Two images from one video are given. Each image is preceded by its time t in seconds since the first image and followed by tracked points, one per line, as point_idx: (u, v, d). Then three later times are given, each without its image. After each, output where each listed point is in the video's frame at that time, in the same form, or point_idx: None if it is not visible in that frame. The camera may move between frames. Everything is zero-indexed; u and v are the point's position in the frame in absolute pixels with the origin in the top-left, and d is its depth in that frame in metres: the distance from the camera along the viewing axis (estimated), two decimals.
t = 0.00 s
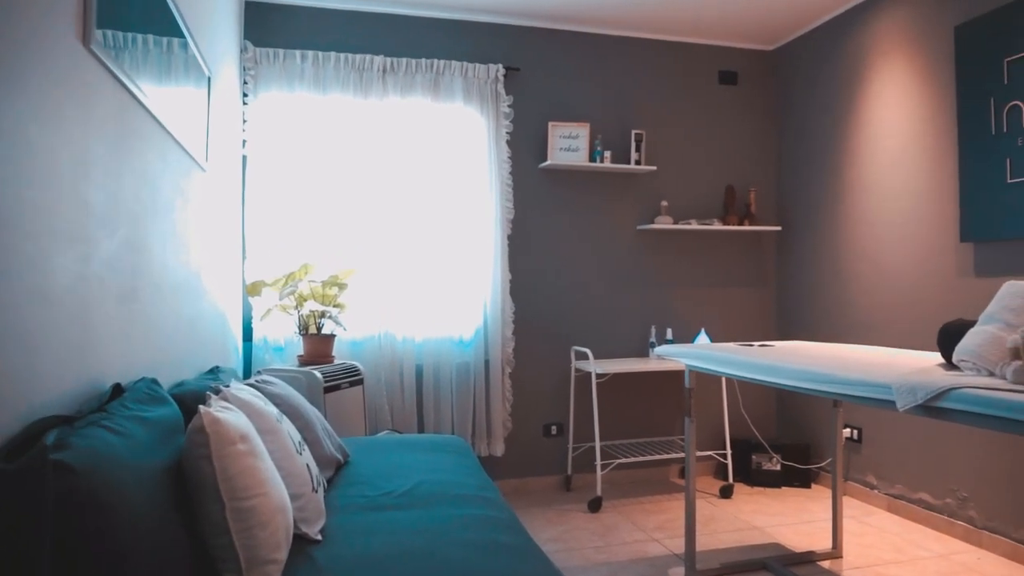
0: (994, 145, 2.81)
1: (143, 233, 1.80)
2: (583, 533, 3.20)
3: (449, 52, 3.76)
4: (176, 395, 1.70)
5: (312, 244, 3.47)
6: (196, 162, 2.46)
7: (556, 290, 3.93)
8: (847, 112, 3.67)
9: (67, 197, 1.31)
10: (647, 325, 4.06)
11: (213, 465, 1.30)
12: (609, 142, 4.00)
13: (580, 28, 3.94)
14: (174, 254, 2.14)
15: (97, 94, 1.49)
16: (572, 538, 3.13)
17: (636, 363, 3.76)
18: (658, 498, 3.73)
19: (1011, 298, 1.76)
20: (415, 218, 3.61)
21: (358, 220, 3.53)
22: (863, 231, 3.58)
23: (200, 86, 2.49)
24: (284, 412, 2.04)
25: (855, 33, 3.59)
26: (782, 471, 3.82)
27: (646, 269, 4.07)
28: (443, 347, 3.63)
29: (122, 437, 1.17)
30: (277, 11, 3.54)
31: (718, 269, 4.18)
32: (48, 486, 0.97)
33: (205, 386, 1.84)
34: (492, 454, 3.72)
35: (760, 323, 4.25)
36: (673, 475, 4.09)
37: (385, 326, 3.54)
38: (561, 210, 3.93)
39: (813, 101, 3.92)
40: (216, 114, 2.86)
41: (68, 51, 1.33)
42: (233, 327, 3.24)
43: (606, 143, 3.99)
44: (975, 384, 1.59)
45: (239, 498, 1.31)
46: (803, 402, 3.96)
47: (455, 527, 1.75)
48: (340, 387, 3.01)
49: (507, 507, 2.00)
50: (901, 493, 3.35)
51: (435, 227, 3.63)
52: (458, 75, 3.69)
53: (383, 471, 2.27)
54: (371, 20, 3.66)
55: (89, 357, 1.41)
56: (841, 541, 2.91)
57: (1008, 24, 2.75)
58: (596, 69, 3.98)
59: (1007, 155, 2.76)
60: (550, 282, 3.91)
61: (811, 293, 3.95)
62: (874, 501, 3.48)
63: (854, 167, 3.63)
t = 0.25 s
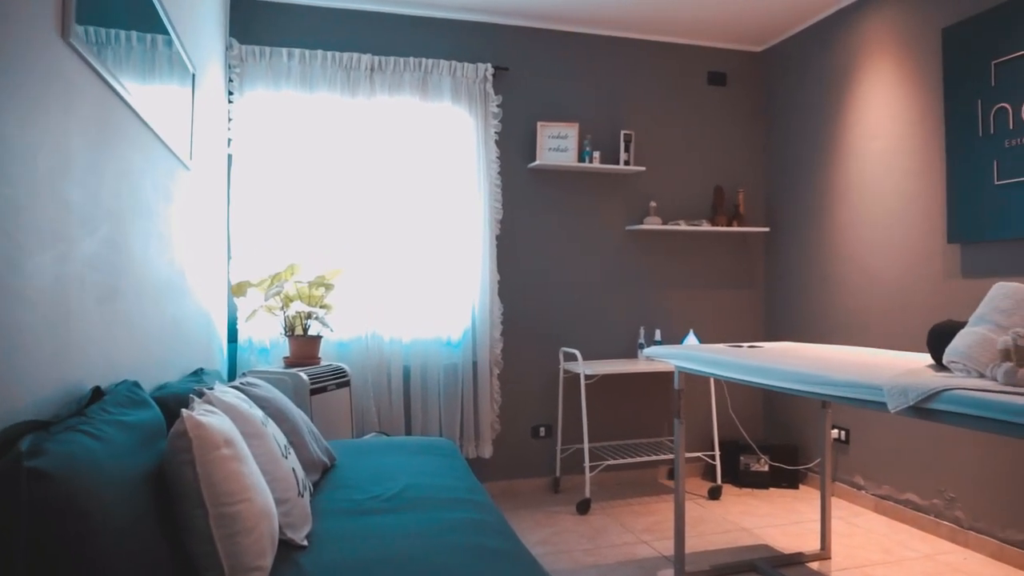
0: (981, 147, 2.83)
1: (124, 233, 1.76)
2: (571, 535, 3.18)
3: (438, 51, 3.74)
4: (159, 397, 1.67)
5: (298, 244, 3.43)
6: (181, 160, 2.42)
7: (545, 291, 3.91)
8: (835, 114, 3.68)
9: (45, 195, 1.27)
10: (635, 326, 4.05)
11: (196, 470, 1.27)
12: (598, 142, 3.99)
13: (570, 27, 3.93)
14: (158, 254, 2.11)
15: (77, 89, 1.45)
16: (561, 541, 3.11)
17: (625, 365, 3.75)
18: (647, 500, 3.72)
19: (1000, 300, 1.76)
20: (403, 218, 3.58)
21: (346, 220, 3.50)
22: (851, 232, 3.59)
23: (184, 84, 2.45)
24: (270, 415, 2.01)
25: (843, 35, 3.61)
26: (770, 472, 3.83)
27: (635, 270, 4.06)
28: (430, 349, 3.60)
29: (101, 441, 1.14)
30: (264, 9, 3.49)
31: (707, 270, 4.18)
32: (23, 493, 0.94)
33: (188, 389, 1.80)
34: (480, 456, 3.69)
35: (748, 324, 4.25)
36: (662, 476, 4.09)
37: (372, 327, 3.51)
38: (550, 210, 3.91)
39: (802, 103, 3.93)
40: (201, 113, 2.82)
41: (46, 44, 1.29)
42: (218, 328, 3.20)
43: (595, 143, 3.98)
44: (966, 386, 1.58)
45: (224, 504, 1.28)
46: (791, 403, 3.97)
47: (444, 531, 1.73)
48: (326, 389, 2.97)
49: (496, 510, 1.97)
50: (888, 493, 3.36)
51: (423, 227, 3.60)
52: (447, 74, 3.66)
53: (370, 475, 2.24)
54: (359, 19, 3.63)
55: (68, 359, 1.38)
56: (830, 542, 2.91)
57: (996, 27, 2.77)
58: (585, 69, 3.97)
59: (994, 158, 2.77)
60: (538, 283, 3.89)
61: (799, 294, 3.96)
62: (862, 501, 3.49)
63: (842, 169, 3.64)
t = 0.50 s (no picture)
0: (968, 149, 2.84)
1: (106, 233, 1.72)
2: (560, 538, 3.16)
3: (426, 50, 3.71)
4: (141, 401, 1.63)
5: (284, 244, 3.39)
6: (164, 159, 2.38)
7: (534, 292, 3.89)
8: (823, 115, 3.69)
9: (23, 194, 1.24)
10: (624, 327, 4.04)
11: (179, 476, 1.24)
12: (586, 143, 3.97)
13: (558, 27, 3.91)
14: (140, 254, 2.06)
15: (56, 84, 1.41)
16: (550, 544, 3.09)
17: (613, 366, 3.73)
18: (635, 502, 3.71)
19: (991, 302, 1.76)
20: (391, 218, 3.54)
21: (332, 220, 3.46)
22: (838, 234, 3.60)
23: (168, 82, 2.41)
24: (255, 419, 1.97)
25: (831, 37, 3.61)
26: (758, 474, 3.83)
27: (624, 271, 4.05)
28: (418, 350, 3.56)
29: (80, 448, 1.11)
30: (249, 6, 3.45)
31: (695, 271, 4.18)
32: None
33: (171, 392, 1.76)
34: (468, 458, 3.67)
35: (737, 326, 4.26)
36: (650, 478, 4.08)
37: (359, 329, 3.47)
38: (539, 211, 3.90)
39: (789, 104, 3.94)
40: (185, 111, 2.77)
41: (24, 38, 1.25)
42: (202, 329, 3.15)
43: (584, 144, 3.96)
44: (957, 388, 1.58)
45: (207, 511, 1.25)
46: (779, 405, 3.98)
47: (432, 536, 1.70)
48: (312, 391, 2.93)
49: (485, 515, 1.95)
50: (876, 494, 3.36)
51: (411, 228, 3.57)
52: (435, 74, 3.63)
53: (358, 479, 2.21)
54: (346, 17, 3.59)
55: (46, 363, 1.34)
56: (818, 544, 2.91)
57: (983, 29, 2.78)
58: (574, 69, 3.95)
59: (981, 160, 2.79)
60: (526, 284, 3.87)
61: (787, 295, 3.97)
62: (850, 503, 3.50)
63: (830, 170, 3.64)
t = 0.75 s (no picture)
0: (955, 151, 2.85)
1: (85, 233, 1.67)
2: (549, 541, 3.14)
3: (414, 50, 3.68)
4: (122, 406, 1.59)
5: (269, 244, 3.34)
6: (148, 159, 2.34)
7: (522, 293, 3.87)
8: (811, 117, 3.70)
9: None
10: (612, 329, 4.03)
11: (160, 484, 1.20)
12: (575, 143, 3.96)
13: (547, 27, 3.90)
14: (122, 255, 2.02)
15: (33, 79, 1.37)
16: (538, 547, 3.07)
17: (602, 367, 3.72)
18: (624, 504, 3.69)
19: (981, 304, 1.75)
20: (378, 218, 3.51)
21: (319, 220, 3.42)
22: (826, 236, 3.61)
23: (151, 81, 2.37)
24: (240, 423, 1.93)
25: (819, 39, 3.62)
26: (746, 475, 3.83)
27: (613, 272, 4.04)
28: (405, 352, 3.53)
29: (56, 456, 1.07)
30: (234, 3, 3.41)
31: (683, 273, 4.17)
32: None
33: (153, 396, 1.72)
34: (456, 461, 3.64)
35: (725, 327, 4.26)
36: (638, 479, 4.07)
37: (346, 330, 3.44)
38: (528, 212, 3.88)
39: (777, 106, 3.95)
40: (169, 109, 2.72)
41: None
42: (186, 331, 3.10)
43: (573, 144, 3.95)
44: (949, 391, 1.57)
45: (189, 520, 1.22)
46: (767, 406, 3.98)
47: (420, 541, 1.67)
48: (298, 394, 2.89)
49: (473, 519, 1.92)
50: (864, 496, 3.37)
51: (399, 228, 3.54)
52: (423, 73, 3.61)
53: (344, 484, 2.18)
54: (333, 15, 3.56)
55: (21, 367, 1.30)
56: (807, 546, 2.91)
57: (970, 32, 2.79)
58: (562, 70, 3.94)
59: (968, 162, 2.80)
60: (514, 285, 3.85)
61: (775, 297, 3.97)
62: (837, 504, 3.50)
63: (818, 172, 3.65)
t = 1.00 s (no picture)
0: (943, 154, 2.86)
1: (64, 233, 1.63)
2: (538, 544, 3.12)
3: (402, 49, 3.65)
4: (102, 411, 1.55)
5: (254, 245, 3.30)
6: (130, 158, 2.29)
7: (510, 294, 3.84)
8: (799, 120, 3.71)
9: None
10: (601, 331, 4.02)
11: (142, 493, 1.16)
12: (564, 144, 3.94)
13: (536, 28, 3.88)
14: (103, 256, 1.97)
15: (12, 75, 1.33)
16: (527, 550, 3.05)
17: (590, 369, 3.71)
18: (613, 506, 3.68)
19: (972, 307, 1.75)
20: (365, 219, 3.48)
21: (305, 221, 3.38)
22: (814, 237, 3.61)
23: (134, 79, 2.32)
24: (224, 428, 1.90)
25: (807, 41, 3.63)
26: (734, 477, 3.83)
27: (601, 274, 4.03)
28: (393, 354, 3.50)
29: (33, 465, 1.04)
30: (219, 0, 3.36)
31: (671, 274, 4.17)
32: None
33: (135, 400, 1.68)
34: (443, 463, 3.61)
35: (712, 329, 4.26)
36: (627, 481, 4.06)
37: (332, 332, 3.40)
38: (516, 213, 3.86)
39: (765, 108, 3.96)
40: (153, 107, 2.68)
41: None
42: (169, 332, 3.05)
43: (561, 146, 3.93)
44: (941, 394, 1.57)
45: (172, 529, 1.18)
46: (755, 408, 3.99)
47: (409, 547, 1.64)
48: (284, 396, 2.85)
49: (462, 524, 1.89)
50: (851, 497, 3.38)
51: (386, 229, 3.51)
52: (411, 73, 3.58)
53: (331, 488, 2.14)
54: (319, 14, 3.52)
55: None
56: (795, 548, 2.91)
57: (957, 35, 2.80)
58: (551, 70, 3.92)
59: (956, 165, 2.81)
60: (503, 287, 3.83)
61: (763, 298, 3.98)
62: (825, 505, 3.51)
63: (806, 174, 3.66)
